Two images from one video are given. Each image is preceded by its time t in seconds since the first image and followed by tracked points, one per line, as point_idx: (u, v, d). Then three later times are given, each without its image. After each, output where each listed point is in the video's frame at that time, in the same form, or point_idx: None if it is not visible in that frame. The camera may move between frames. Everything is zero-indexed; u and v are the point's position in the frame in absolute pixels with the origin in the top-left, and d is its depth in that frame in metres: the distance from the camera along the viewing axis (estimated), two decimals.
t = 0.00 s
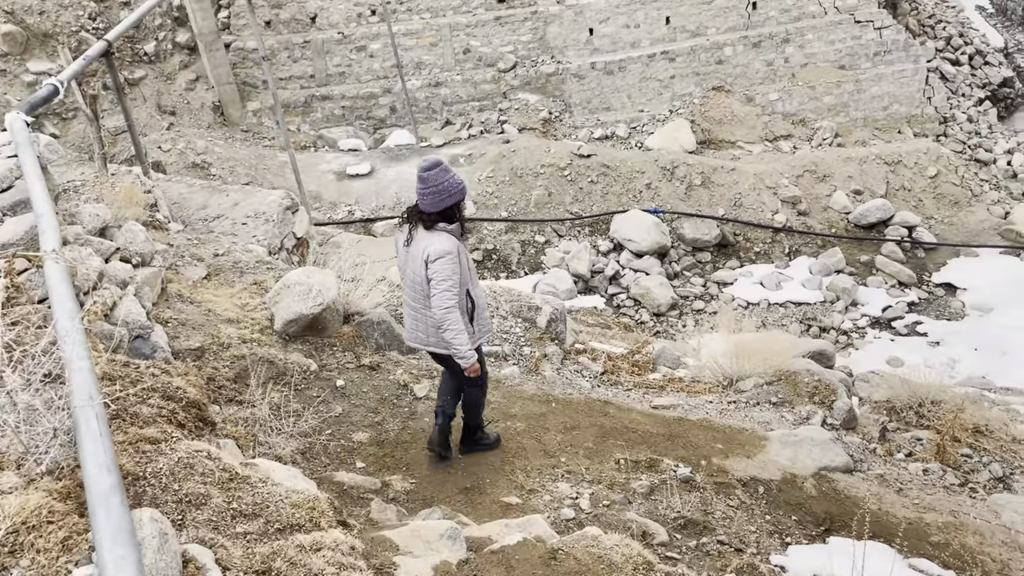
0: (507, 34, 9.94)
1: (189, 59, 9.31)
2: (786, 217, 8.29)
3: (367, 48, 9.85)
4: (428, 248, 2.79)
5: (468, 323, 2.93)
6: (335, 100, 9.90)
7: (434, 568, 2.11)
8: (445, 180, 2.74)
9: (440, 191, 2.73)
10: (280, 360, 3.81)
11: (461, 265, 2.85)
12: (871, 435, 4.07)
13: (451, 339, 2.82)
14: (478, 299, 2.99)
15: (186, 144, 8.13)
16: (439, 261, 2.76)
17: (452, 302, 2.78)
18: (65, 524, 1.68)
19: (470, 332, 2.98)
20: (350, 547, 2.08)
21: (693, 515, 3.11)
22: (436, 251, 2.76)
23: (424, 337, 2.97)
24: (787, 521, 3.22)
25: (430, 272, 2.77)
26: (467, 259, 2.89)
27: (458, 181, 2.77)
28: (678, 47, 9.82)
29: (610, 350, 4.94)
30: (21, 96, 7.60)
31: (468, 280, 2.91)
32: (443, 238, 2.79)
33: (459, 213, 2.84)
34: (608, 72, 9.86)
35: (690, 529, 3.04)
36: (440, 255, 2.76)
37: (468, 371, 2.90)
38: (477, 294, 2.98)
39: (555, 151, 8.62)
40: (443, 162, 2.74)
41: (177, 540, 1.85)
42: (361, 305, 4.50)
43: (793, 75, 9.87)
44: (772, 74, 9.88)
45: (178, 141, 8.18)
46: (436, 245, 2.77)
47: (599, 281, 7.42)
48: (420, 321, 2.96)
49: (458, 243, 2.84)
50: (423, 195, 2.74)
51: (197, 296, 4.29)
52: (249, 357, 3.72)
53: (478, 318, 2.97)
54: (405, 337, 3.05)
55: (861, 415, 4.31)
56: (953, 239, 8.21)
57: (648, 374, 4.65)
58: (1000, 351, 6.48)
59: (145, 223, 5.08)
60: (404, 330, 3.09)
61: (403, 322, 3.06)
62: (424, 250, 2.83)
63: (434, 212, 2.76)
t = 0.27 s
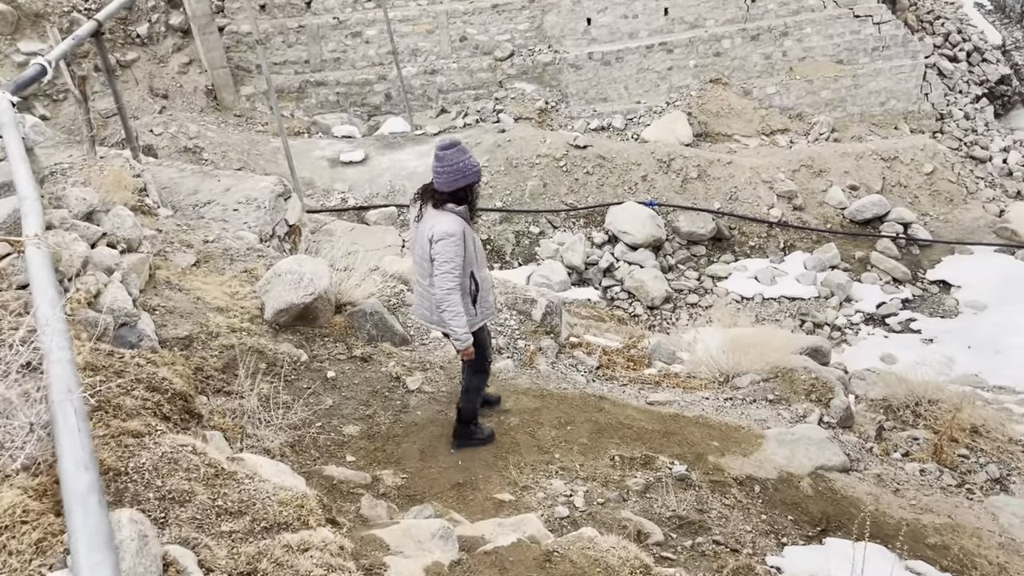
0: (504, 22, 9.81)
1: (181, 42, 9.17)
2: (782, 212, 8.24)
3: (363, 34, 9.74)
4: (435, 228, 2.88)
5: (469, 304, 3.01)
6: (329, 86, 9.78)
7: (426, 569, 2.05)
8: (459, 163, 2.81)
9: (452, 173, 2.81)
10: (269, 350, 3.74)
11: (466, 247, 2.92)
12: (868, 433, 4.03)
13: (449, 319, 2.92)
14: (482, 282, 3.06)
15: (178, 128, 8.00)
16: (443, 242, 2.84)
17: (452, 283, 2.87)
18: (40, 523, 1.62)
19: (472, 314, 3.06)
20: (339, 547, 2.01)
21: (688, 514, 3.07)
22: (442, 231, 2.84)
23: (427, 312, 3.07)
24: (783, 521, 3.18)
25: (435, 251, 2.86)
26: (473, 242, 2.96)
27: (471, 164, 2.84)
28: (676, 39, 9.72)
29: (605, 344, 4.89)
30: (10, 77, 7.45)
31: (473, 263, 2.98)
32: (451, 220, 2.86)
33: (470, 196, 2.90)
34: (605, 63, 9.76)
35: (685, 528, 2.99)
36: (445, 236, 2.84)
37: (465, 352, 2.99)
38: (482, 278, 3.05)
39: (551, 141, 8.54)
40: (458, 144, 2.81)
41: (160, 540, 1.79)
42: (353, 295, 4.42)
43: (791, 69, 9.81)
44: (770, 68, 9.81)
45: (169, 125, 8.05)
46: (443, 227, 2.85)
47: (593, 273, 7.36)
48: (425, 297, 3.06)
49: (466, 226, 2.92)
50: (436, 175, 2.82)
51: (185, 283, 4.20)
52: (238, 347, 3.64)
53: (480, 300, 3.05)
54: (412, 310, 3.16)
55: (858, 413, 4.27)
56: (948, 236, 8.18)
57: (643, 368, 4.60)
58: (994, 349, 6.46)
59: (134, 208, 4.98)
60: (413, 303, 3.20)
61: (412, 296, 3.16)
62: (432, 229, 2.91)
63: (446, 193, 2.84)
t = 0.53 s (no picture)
0: (501, 14, 9.75)
1: (176, 30, 9.04)
2: (778, 209, 8.18)
3: (359, 24, 9.64)
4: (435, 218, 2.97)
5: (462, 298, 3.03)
6: (324, 77, 9.67)
7: None
8: (460, 154, 2.90)
9: (451, 163, 2.90)
10: (261, 347, 3.66)
11: (461, 240, 2.95)
12: (867, 437, 3.99)
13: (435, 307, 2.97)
14: (482, 280, 3.04)
15: (172, 117, 7.88)
16: (434, 231, 2.91)
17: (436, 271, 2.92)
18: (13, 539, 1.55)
19: (467, 310, 3.06)
20: (330, 557, 1.94)
21: (686, 519, 3.01)
22: (436, 221, 2.93)
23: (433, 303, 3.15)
24: (782, 527, 3.13)
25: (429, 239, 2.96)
26: (471, 236, 2.97)
27: (472, 157, 2.89)
28: (675, 33, 9.63)
29: (603, 343, 4.83)
30: None
31: (469, 258, 3.00)
32: (448, 210, 2.93)
33: (471, 190, 2.95)
34: (603, 56, 9.66)
35: (683, 533, 2.94)
36: (437, 225, 2.92)
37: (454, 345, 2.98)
38: (481, 275, 3.04)
39: (548, 134, 8.46)
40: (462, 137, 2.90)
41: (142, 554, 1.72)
42: (347, 291, 4.35)
43: (789, 65, 9.74)
44: (769, 63, 9.73)
45: (163, 114, 7.94)
46: (438, 216, 2.93)
47: (589, 268, 7.30)
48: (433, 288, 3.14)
49: (464, 218, 2.96)
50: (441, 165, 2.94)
51: (176, 277, 4.12)
52: (228, 344, 3.57)
53: (479, 295, 3.04)
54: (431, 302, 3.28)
55: (857, 416, 4.23)
56: (945, 236, 8.13)
57: (641, 368, 4.54)
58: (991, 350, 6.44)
59: (125, 198, 4.88)
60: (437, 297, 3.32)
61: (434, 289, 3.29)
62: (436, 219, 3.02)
63: (446, 183, 2.94)
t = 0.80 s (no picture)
0: (495, 12, 9.65)
1: (167, 24, 8.93)
2: (773, 210, 8.14)
3: (352, 20, 9.54)
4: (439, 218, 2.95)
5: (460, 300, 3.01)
6: (317, 73, 9.57)
7: None
8: (463, 156, 2.84)
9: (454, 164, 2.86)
10: (247, 352, 3.58)
11: (459, 243, 2.91)
12: (863, 444, 3.94)
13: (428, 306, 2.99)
14: (482, 284, 2.99)
15: (162, 113, 7.77)
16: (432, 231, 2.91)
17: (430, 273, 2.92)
18: None
19: (466, 312, 3.03)
20: None
21: (680, 530, 2.95)
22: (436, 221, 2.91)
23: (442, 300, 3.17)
24: (777, 538, 3.07)
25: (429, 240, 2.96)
26: (471, 240, 2.93)
27: (474, 160, 2.82)
28: (670, 32, 9.56)
29: (595, 347, 4.77)
30: None
31: (468, 261, 2.95)
32: (449, 212, 2.90)
33: (473, 192, 2.89)
34: (598, 55, 9.59)
35: (677, 546, 2.88)
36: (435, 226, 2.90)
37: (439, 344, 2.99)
38: (480, 280, 2.99)
39: (542, 133, 8.40)
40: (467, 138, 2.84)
41: None
42: (336, 294, 4.28)
43: (785, 65, 9.69)
44: (764, 63, 9.69)
45: (153, 109, 7.83)
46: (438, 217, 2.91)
47: (582, 269, 7.24)
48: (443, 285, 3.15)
49: (465, 221, 2.91)
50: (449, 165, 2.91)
51: (161, 279, 4.03)
52: (213, 349, 3.48)
53: (477, 300, 3.00)
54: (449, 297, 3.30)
55: (853, 423, 4.18)
56: (939, 238, 8.10)
57: (633, 373, 4.49)
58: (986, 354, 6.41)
59: (110, 197, 4.79)
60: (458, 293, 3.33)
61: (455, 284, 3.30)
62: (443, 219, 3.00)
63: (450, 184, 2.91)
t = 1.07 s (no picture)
0: (490, 10, 9.61)
1: (159, 20, 8.84)
2: (766, 211, 8.12)
3: (346, 17, 9.48)
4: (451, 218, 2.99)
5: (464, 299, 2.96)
6: (310, 70, 9.50)
7: None
8: (476, 155, 2.89)
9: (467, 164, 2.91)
10: (236, 355, 3.53)
11: (466, 239, 2.91)
12: (857, 448, 3.92)
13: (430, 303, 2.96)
14: (487, 285, 2.94)
15: (153, 109, 7.69)
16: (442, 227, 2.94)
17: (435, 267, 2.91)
18: None
19: (470, 313, 2.97)
20: None
21: (674, 536, 2.92)
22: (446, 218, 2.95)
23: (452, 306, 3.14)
24: (772, 544, 3.04)
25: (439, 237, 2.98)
26: (479, 237, 2.92)
27: (486, 157, 2.86)
28: (665, 32, 9.53)
29: (589, 349, 4.74)
30: None
31: (474, 259, 2.92)
32: (459, 209, 2.93)
33: (484, 191, 2.91)
34: (592, 54, 9.52)
35: (671, 552, 2.85)
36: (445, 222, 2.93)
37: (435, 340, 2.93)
38: (485, 280, 2.94)
39: (535, 132, 8.37)
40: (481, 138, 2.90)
41: None
42: (327, 295, 4.24)
43: (779, 65, 9.68)
44: (758, 63, 9.68)
45: (144, 106, 7.75)
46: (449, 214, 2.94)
47: (576, 269, 7.21)
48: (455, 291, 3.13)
49: (473, 218, 2.92)
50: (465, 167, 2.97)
51: (149, 279, 3.97)
52: (202, 351, 3.43)
53: (480, 300, 2.94)
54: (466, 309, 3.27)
55: (847, 427, 4.16)
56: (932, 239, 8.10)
57: (627, 376, 4.46)
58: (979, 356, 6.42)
59: (98, 195, 4.72)
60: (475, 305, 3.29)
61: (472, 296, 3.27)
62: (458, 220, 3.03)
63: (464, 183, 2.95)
